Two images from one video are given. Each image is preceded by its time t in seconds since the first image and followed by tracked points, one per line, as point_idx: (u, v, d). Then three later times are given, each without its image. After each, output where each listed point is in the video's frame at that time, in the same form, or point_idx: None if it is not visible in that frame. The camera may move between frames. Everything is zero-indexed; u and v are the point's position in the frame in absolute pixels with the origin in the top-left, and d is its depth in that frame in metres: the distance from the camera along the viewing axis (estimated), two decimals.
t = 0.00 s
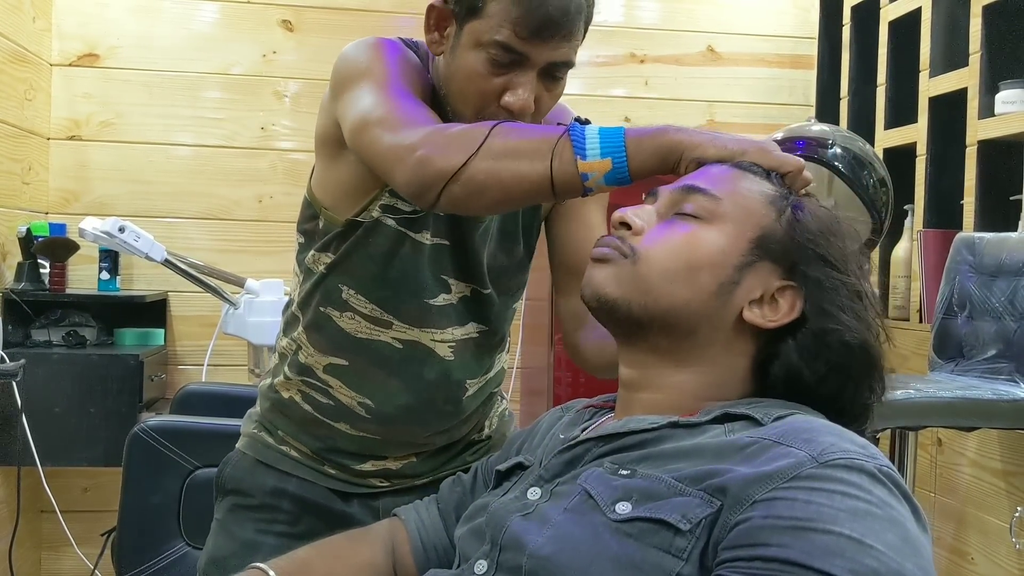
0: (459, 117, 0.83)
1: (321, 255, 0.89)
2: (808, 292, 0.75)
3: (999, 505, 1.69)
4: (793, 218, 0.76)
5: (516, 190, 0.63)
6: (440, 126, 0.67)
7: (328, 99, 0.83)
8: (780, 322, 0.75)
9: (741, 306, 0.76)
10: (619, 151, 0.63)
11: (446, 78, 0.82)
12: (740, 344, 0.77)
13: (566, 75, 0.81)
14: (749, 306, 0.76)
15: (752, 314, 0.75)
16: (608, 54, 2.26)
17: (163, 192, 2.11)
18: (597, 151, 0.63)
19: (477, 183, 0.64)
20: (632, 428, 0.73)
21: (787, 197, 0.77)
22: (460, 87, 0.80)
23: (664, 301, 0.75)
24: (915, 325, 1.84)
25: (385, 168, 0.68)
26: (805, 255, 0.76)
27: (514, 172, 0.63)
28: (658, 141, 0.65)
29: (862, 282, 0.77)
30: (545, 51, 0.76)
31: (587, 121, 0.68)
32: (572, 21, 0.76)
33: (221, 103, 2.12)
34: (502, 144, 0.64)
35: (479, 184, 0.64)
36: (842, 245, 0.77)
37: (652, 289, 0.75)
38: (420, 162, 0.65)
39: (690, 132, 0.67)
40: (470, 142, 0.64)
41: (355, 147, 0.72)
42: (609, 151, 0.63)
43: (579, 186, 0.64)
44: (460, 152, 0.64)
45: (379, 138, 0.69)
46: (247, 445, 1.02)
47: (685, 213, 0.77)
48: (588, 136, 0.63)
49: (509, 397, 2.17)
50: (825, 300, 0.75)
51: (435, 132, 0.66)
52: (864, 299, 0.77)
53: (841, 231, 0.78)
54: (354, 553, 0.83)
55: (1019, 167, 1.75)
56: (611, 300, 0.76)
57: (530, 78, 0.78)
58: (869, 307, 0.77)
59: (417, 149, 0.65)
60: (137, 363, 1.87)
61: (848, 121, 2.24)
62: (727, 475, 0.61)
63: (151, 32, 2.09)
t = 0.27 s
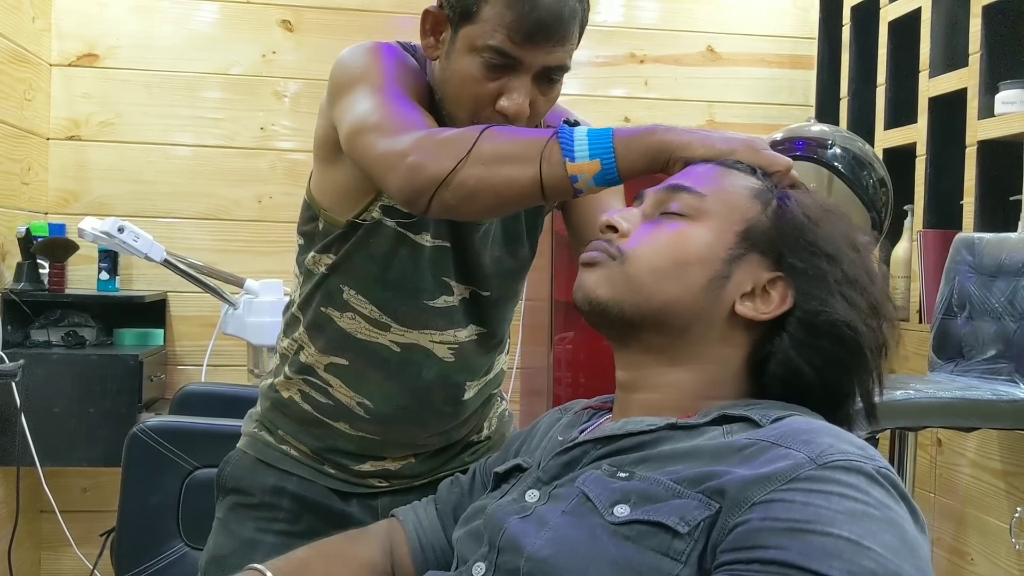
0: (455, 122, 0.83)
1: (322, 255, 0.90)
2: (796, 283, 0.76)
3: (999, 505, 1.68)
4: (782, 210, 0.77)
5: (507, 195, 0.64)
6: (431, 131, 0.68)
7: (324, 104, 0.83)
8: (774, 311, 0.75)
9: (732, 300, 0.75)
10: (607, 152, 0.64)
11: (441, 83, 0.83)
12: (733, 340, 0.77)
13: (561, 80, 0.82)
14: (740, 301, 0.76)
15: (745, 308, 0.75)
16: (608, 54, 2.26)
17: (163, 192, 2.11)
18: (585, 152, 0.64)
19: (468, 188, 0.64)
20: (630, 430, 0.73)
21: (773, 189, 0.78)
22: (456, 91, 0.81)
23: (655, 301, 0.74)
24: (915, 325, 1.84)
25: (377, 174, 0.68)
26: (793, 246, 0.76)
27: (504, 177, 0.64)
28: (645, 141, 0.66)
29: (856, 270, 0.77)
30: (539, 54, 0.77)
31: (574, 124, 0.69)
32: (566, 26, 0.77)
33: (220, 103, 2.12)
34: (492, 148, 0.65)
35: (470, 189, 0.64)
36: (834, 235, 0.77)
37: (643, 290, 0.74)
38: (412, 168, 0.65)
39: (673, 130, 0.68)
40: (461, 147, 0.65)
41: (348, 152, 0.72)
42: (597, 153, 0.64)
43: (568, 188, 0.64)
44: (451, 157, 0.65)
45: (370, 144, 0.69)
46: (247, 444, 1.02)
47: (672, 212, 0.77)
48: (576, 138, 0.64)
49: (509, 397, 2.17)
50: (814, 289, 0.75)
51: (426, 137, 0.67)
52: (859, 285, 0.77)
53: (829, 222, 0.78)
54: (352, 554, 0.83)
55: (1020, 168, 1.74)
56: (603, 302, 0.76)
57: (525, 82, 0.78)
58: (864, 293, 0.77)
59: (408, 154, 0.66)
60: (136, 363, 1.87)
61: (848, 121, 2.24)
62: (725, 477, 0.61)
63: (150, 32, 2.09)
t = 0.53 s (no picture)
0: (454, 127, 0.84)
1: (322, 256, 0.90)
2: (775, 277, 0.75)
3: (999, 505, 1.68)
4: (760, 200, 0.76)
5: (492, 195, 0.65)
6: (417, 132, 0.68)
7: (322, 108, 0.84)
8: (755, 304, 0.75)
9: (715, 297, 0.76)
10: (590, 149, 0.64)
11: (439, 90, 0.83)
12: (716, 335, 0.76)
13: (559, 85, 0.82)
14: (724, 296, 0.76)
15: (727, 305, 0.75)
16: (608, 54, 2.25)
17: (163, 192, 2.11)
18: (568, 151, 0.64)
19: (454, 190, 0.65)
20: (628, 431, 0.73)
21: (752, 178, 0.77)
22: (454, 98, 0.81)
23: (637, 306, 0.74)
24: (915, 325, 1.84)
25: (366, 177, 0.69)
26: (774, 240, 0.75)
27: (489, 177, 0.64)
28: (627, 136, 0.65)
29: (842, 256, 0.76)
30: (536, 62, 0.77)
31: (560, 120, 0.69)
32: (564, 33, 0.77)
33: (220, 103, 2.12)
34: (476, 148, 0.65)
35: (455, 191, 0.65)
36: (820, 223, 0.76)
37: (626, 296, 0.75)
38: (398, 170, 0.66)
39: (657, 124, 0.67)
40: (446, 147, 0.65)
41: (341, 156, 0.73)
42: (581, 149, 0.64)
43: (552, 185, 0.64)
44: (436, 158, 0.65)
45: (359, 148, 0.70)
46: (248, 443, 1.02)
47: (651, 214, 0.77)
48: (558, 137, 0.64)
49: (508, 397, 2.17)
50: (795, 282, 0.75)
51: (412, 138, 0.67)
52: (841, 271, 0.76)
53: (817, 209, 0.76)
54: (351, 554, 0.82)
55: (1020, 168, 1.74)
56: (587, 313, 0.76)
57: (523, 90, 0.79)
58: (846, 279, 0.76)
59: (395, 156, 0.66)
60: (136, 363, 1.87)
61: (848, 121, 2.23)
62: (722, 477, 0.61)
63: (150, 32, 2.09)
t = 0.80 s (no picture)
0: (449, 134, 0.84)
1: (320, 258, 0.89)
2: (774, 271, 0.76)
3: (999, 505, 1.68)
4: (751, 197, 0.77)
5: (480, 195, 0.65)
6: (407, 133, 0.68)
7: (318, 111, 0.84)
8: (754, 301, 0.76)
9: (712, 297, 0.75)
10: (577, 148, 0.65)
11: (436, 97, 0.83)
12: (718, 332, 0.77)
13: (555, 94, 0.82)
14: (721, 295, 0.76)
15: (725, 303, 0.75)
16: (608, 54, 2.25)
17: (162, 192, 2.11)
18: (555, 150, 0.64)
19: (442, 191, 0.65)
20: (628, 431, 0.73)
21: (740, 175, 0.77)
22: (451, 107, 0.81)
23: (633, 313, 0.75)
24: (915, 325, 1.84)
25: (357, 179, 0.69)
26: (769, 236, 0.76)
27: (476, 177, 0.65)
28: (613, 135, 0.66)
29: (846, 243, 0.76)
30: (534, 74, 0.78)
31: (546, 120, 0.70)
32: (563, 47, 0.77)
33: (220, 103, 2.12)
34: (464, 148, 0.65)
35: (445, 192, 0.65)
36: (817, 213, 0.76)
37: (621, 304, 0.75)
38: (387, 172, 0.66)
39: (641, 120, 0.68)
40: (434, 148, 0.66)
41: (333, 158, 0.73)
42: (568, 147, 0.64)
43: (542, 185, 0.65)
44: (424, 160, 0.65)
45: (349, 150, 0.70)
46: (248, 443, 1.02)
47: (640, 217, 0.77)
48: (546, 136, 0.65)
49: (509, 397, 2.17)
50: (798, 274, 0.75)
51: (401, 140, 0.67)
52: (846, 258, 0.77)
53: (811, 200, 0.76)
54: (351, 554, 0.82)
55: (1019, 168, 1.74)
56: (582, 324, 0.76)
57: (520, 101, 0.79)
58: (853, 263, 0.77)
59: (384, 158, 0.67)
60: (136, 363, 1.87)
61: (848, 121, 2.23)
62: (723, 478, 0.61)
63: (150, 31, 2.09)
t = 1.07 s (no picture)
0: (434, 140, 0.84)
1: (310, 263, 0.89)
2: (773, 272, 0.76)
3: (999, 506, 1.68)
4: (746, 197, 0.77)
5: (446, 210, 0.65)
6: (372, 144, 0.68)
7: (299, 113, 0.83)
8: (753, 301, 0.76)
9: (711, 300, 0.75)
10: (546, 158, 0.66)
11: (422, 101, 0.83)
12: (719, 334, 0.77)
13: (540, 100, 0.82)
14: (721, 296, 0.76)
15: (725, 306, 0.75)
16: (608, 54, 2.25)
17: (162, 192, 2.11)
18: (526, 159, 0.66)
19: (407, 203, 0.65)
20: (629, 431, 0.73)
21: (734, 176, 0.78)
22: (436, 112, 0.81)
23: (633, 321, 0.74)
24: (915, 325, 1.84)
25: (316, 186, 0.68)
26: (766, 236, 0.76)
27: (441, 192, 0.65)
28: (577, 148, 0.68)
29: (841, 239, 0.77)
30: (519, 81, 0.78)
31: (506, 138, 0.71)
32: (548, 53, 0.77)
33: (220, 103, 2.12)
34: (432, 162, 0.66)
35: (409, 204, 0.65)
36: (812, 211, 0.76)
37: (620, 313, 0.75)
38: (349, 180, 0.66)
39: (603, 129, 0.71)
40: (401, 161, 0.66)
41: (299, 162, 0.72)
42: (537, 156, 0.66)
43: (510, 198, 0.66)
44: (390, 170, 0.65)
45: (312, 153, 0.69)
46: (244, 444, 1.02)
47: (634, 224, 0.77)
48: (516, 147, 0.66)
49: (508, 397, 2.17)
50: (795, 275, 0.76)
51: (365, 150, 0.67)
52: (840, 254, 0.77)
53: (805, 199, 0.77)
54: (351, 555, 0.82)
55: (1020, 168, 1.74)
56: (582, 336, 0.76)
57: (505, 108, 0.79)
58: (846, 260, 0.77)
59: (347, 166, 0.66)
60: (136, 363, 1.86)
61: (849, 121, 2.23)
62: (724, 478, 0.61)
63: (150, 32, 2.09)
